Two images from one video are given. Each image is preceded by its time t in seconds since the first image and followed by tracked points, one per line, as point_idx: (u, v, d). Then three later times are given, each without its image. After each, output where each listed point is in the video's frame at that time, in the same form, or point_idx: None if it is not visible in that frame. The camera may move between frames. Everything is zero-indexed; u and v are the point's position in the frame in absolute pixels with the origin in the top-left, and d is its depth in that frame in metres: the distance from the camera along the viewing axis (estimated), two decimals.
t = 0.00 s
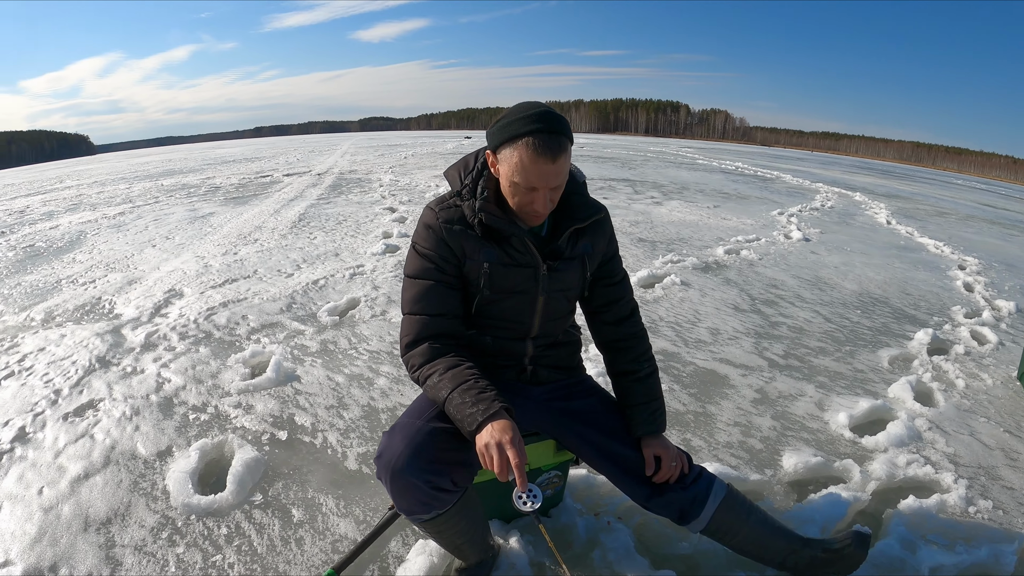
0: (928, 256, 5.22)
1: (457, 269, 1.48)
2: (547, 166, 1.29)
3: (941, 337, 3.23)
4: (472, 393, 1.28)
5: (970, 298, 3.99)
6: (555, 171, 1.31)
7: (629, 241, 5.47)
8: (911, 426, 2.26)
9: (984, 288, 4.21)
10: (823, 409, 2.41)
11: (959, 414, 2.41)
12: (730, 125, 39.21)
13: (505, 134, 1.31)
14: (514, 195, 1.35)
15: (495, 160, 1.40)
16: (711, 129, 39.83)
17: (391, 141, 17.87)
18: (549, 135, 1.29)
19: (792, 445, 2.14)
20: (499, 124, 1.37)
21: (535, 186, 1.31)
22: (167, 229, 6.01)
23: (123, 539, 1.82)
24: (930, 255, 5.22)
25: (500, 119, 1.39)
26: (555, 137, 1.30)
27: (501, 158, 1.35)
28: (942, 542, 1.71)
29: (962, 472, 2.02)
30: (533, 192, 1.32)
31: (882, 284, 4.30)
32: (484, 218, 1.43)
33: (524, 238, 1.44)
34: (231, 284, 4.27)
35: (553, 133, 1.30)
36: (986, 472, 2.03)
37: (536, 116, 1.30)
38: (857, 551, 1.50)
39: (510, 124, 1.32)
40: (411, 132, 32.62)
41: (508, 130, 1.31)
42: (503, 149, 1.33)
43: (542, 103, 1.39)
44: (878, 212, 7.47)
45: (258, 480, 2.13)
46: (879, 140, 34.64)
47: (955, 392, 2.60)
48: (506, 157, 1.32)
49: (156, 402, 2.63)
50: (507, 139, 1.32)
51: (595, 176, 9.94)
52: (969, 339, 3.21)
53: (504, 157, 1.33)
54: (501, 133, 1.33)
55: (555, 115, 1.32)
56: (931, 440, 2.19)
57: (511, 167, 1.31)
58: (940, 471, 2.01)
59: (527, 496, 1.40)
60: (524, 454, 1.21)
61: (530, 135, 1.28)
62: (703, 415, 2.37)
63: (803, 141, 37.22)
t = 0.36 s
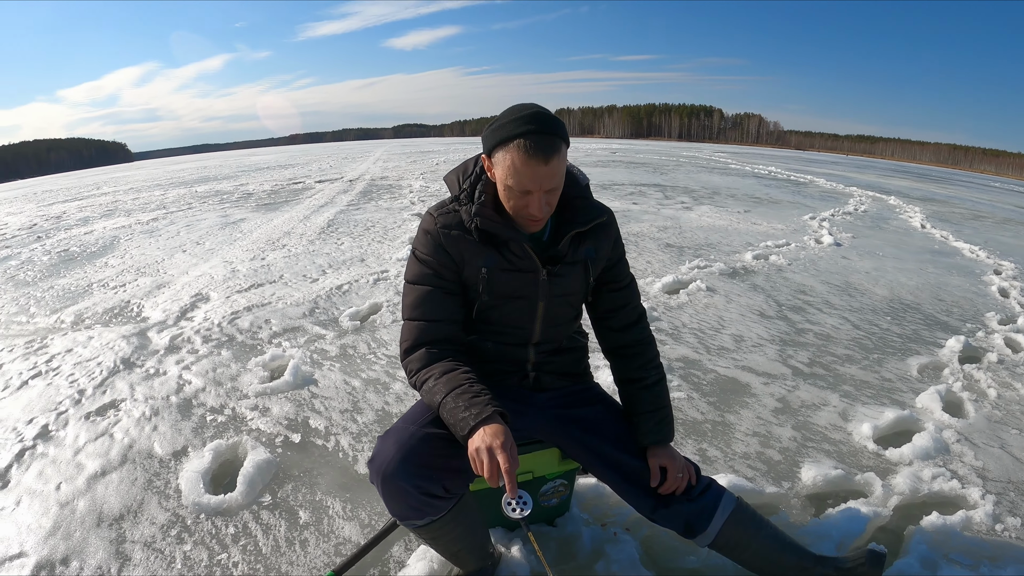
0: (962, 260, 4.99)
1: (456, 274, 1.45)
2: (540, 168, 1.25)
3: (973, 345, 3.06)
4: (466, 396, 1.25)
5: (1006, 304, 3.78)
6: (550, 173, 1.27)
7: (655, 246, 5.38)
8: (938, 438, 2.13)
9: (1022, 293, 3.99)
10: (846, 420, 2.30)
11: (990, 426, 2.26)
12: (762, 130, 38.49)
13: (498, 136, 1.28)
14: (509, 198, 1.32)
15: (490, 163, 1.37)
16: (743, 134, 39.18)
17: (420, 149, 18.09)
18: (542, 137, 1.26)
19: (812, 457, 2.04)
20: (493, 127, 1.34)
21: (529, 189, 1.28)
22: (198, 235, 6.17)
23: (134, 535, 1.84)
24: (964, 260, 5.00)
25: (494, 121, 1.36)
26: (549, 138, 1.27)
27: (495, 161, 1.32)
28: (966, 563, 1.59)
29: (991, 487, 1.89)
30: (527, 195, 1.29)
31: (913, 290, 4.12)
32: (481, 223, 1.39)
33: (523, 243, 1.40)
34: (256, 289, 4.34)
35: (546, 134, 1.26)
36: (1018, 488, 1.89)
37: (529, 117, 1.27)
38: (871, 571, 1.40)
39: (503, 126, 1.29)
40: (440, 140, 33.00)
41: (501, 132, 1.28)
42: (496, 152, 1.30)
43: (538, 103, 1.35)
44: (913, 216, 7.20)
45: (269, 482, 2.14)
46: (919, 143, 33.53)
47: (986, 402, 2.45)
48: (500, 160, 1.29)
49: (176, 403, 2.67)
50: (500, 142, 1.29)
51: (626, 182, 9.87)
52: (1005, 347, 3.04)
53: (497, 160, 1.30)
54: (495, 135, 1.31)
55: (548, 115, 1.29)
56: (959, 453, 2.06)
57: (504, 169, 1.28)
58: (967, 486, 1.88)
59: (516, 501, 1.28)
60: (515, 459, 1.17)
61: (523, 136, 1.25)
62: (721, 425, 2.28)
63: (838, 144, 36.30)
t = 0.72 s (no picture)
0: (1015, 271, 4.68)
1: (461, 276, 1.44)
2: (539, 168, 1.23)
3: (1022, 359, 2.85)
4: (464, 398, 1.24)
5: None
6: (550, 172, 1.24)
7: (694, 254, 5.25)
8: (975, 457, 1.99)
9: None
10: (878, 434, 2.18)
11: None
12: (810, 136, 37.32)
13: (497, 137, 1.27)
14: (511, 199, 1.30)
15: (493, 164, 1.36)
16: (791, 141, 38.09)
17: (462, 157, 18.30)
18: (540, 136, 1.24)
19: (839, 473, 1.93)
20: (494, 128, 1.33)
21: (529, 189, 1.26)
22: (241, 237, 6.39)
23: (152, 522, 1.90)
24: (1018, 270, 4.68)
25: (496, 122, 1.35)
26: (548, 137, 1.25)
27: (496, 162, 1.31)
28: None
29: None
30: (528, 195, 1.27)
31: (959, 301, 3.88)
32: (485, 225, 1.38)
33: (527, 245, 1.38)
34: (293, 291, 4.45)
35: (544, 133, 1.24)
36: None
37: (528, 116, 1.25)
38: None
39: (502, 127, 1.27)
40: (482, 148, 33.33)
41: (500, 132, 1.27)
42: (497, 153, 1.29)
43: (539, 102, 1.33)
44: (962, 224, 6.83)
45: (286, 477, 2.16)
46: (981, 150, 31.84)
47: None
48: (500, 161, 1.28)
49: (205, 398, 2.75)
50: (500, 142, 1.28)
51: (670, 189, 9.71)
52: None
53: (498, 161, 1.29)
54: (495, 136, 1.30)
55: (548, 114, 1.26)
56: (997, 473, 1.91)
57: (504, 170, 1.27)
58: (1003, 508, 1.74)
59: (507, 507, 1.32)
60: (509, 463, 1.16)
61: (521, 136, 1.24)
62: (747, 436, 2.17)
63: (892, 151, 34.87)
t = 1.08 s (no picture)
0: None
1: (466, 280, 1.44)
2: (540, 172, 1.22)
3: None
4: (462, 398, 1.24)
5: None
6: (551, 176, 1.23)
7: (727, 263, 5.14)
8: (1006, 478, 1.87)
9: None
10: (904, 452, 2.08)
11: None
12: (853, 144, 36.24)
13: (499, 141, 1.27)
14: (514, 204, 1.30)
15: (497, 169, 1.36)
16: (833, 149, 37.07)
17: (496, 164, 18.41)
18: (541, 140, 1.23)
19: (860, 491, 1.85)
20: (498, 133, 1.33)
21: (531, 194, 1.25)
22: (276, 240, 6.55)
23: (167, 512, 1.95)
24: None
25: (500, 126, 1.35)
26: (549, 141, 1.24)
27: (499, 166, 1.31)
28: None
29: None
30: (530, 200, 1.26)
31: (1001, 315, 3.69)
32: (489, 229, 1.37)
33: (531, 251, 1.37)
34: (322, 293, 4.53)
35: (545, 137, 1.23)
36: None
37: (528, 120, 1.25)
38: None
39: (504, 131, 1.27)
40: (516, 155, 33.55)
41: (502, 137, 1.27)
42: (499, 157, 1.29)
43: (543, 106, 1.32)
44: (1007, 235, 6.52)
45: (300, 474, 2.19)
46: None
47: None
48: (502, 165, 1.28)
49: (228, 395, 2.82)
50: (502, 147, 1.27)
51: (706, 198, 9.55)
52: None
53: (501, 165, 1.29)
54: (496, 140, 1.30)
55: (549, 117, 1.25)
56: None
57: (506, 174, 1.26)
58: None
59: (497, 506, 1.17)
60: (500, 464, 1.14)
61: (521, 141, 1.23)
62: (767, 449, 2.10)
63: (941, 161, 33.56)
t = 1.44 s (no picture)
0: None
1: (463, 282, 1.43)
2: (535, 173, 1.22)
3: None
4: (455, 397, 1.24)
5: None
6: (547, 177, 1.23)
7: (737, 271, 5.10)
8: (1013, 492, 1.83)
9: None
10: (909, 464, 2.04)
11: None
12: (869, 155, 35.92)
13: (495, 142, 1.27)
14: (510, 205, 1.30)
15: (494, 170, 1.36)
16: (849, 159, 36.75)
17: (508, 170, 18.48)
18: (537, 140, 1.23)
19: (863, 503, 1.82)
20: (495, 133, 1.33)
21: (527, 195, 1.25)
22: (287, 240, 6.60)
23: (167, 505, 1.96)
24: None
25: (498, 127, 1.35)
26: (545, 141, 1.23)
27: (496, 167, 1.31)
28: None
29: None
30: (526, 201, 1.26)
31: (1014, 327, 3.63)
32: (486, 231, 1.37)
33: (528, 253, 1.36)
34: (330, 293, 4.56)
35: (542, 138, 1.23)
36: None
37: (525, 121, 1.25)
38: None
39: (501, 132, 1.27)
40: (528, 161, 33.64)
41: (499, 137, 1.27)
42: (496, 158, 1.29)
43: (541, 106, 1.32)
44: (1022, 246, 6.42)
45: (300, 472, 2.20)
46: None
47: None
48: (499, 166, 1.28)
49: (233, 392, 2.84)
50: (498, 148, 1.27)
51: (718, 206, 9.50)
52: None
53: (497, 166, 1.29)
54: (494, 141, 1.30)
55: (546, 118, 1.25)
56: None
57: (502, 175, 1.26)
58: None
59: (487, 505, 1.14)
60: (491, 462, 1.13)
61: (517, 141, 1.23)
62: (769, 458, 2.07)
63: (958, 172, 33.15)
